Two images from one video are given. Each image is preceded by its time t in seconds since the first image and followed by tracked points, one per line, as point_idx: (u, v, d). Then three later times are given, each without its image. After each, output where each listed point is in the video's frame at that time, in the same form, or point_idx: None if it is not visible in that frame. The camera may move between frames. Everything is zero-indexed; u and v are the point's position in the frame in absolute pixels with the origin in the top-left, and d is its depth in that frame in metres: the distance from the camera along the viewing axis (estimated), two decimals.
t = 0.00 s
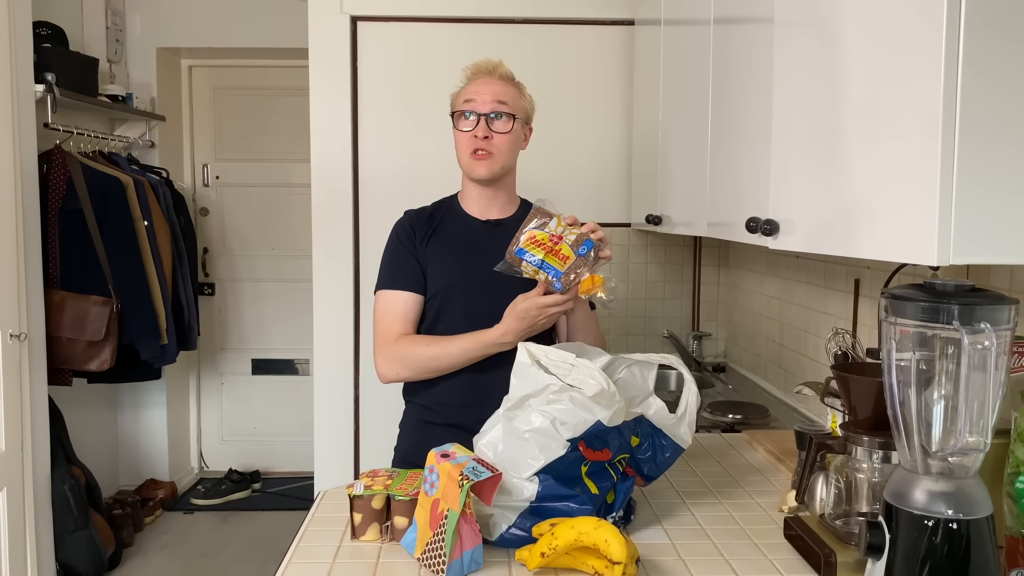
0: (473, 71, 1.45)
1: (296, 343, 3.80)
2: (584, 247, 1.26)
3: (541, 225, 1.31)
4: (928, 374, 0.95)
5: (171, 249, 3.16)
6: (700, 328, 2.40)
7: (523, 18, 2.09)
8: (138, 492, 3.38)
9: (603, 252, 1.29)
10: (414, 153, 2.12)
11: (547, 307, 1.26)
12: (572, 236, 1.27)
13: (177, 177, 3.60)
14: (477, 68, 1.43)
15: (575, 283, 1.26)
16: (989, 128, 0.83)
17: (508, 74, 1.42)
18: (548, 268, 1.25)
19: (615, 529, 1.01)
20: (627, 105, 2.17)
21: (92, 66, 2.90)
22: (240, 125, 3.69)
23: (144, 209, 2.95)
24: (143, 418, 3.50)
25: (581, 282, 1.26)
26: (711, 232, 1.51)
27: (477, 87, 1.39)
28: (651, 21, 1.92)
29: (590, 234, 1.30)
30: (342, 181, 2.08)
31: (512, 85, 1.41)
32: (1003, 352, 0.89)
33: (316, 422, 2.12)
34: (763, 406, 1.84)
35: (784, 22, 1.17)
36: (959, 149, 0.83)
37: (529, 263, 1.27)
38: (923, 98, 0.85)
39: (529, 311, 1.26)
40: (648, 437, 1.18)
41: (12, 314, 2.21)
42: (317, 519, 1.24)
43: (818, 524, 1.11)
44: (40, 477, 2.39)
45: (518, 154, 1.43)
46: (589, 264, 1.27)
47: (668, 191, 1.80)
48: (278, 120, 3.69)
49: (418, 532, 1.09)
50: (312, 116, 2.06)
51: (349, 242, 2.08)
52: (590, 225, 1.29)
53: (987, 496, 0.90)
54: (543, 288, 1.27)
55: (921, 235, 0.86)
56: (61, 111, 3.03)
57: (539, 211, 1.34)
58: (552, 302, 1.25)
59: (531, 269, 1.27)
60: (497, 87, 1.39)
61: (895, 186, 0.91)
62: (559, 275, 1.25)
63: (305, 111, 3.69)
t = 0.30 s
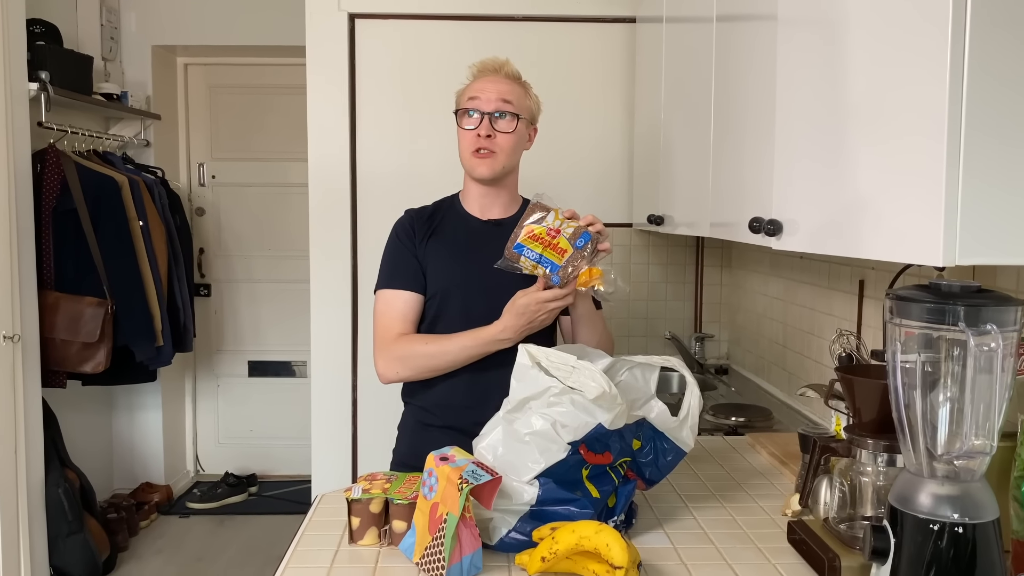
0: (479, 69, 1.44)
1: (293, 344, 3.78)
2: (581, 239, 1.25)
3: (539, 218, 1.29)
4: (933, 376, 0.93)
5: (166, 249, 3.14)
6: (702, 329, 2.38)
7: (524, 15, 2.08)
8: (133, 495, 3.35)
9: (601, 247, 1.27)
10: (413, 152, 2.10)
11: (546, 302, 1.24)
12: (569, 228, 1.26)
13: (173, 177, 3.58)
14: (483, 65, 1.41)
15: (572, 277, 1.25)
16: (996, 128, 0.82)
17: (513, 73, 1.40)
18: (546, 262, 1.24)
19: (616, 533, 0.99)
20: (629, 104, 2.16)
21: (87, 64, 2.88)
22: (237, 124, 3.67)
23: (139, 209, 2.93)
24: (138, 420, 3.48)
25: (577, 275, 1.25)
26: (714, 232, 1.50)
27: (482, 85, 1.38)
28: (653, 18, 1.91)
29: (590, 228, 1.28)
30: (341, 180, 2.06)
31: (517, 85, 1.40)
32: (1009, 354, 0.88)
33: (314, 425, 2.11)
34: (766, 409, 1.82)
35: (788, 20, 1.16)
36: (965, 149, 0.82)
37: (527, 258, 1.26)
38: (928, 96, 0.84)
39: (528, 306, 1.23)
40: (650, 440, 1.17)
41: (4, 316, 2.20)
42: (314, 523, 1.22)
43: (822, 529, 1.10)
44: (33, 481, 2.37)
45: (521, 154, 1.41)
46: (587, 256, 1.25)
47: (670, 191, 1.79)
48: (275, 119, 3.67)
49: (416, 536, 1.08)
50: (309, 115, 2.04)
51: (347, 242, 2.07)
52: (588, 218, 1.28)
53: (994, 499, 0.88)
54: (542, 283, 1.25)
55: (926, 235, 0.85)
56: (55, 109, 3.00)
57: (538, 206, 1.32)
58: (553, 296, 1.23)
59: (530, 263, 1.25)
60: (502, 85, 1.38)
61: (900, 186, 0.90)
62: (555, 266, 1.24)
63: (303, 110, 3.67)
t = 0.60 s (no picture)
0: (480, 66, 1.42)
1: (291, 346, 3.76)
2: (584, 247, 1.23)
3: (541, 222, 1.27)
4: (939, 378, 0.92)
5: (162, 249, 3.12)
6: (705, 331, 2.37)
7: (524, 13, 2.06)
8: (129, 498, 3.33)
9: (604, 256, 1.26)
10: (412, 151, 2.09)
11: (546, 309, 1.23)
12: (573, 235, 1.24)
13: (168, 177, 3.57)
14: (484, 62, 1.39)
15: (573, 287, 1.24)
16: (1001, 127, 0.80)
17: (516, 71, 1.39)
18: (547, 268, 1.23)
19: (617, 537, 0.98)
20: (630, 102, 2.14)
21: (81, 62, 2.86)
22: (234, 123, 3.65)
23: (134, 209, 2.91)
24: (133, 423, 3.47)
25: (578, 285, 1.24)
26: (716, 232, 1.49)
27: (485, 83, 1.36)
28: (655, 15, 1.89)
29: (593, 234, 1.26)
30: (339, 180, 2.05)
31: (520, 83, 1.38)
32: (1016, 357, 0.87)
33: (312, 428, 2.09)
34: (770, 411, 1.81)
35: (791, 18, 1.14)
36: (970, 149, 0.80)
37: (527, 263, 1.24)
38: (933, 95, 0.83)
39: (527, 312, 1.22)
40: (652, 444, 1.15)
41: None
42: (311, 527, 1.21)
43: (826, 533, 1.08)
44: (27, 484, 2.36)
45: (523, 154, 1.40)
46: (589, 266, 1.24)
47: (672, 191, 1.78)
48: (272, 117, 3.65)
49: (415, 540, 1.07)
50: (307, 114, 2.03)
51: (346, 242, 2.05)
52: (591, 224, 1.26)
53: (999, 504, 0.87)
54: (542, 289, 1.24)
55: (930, 237, 0.84)
56: (50, 108, 2.99)
57: (540, 208, 1.29)
58: (552, 304, 1.22)
59: (531, 269, 1.24)
60: (505, 83, 1.36)
61: (905, 186, 0.88)
62: (556, 275, 1.22)
63: (300, 108, 3.66)
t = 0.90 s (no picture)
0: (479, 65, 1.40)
1: (288, 348, 3.75)
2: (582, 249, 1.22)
3: (541, 224, 1.26)
4: (944, 380, 0.90)
5: (157, 250, 3.10)
6: (707, 333, 2.37)
7: (523, 11, 2.05)
8: (125, 502, 3.32)
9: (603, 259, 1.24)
10: (410, 151, 2.08)
11: (547, 310, 1.22)
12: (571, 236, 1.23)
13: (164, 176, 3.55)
14: (482, 61, 1.37)
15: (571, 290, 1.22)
16: (1006, 125, 0.79)
17: (516, 71, 1.37)
18: (548, 269, 1.21)
19: (619, 541, 0.97)
20: (632, 101, 2.13)
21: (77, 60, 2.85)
22: (231, 122, 3.64)
23: (130, 209, 2.90)
24: (128, 425, 3.45)
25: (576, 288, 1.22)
26: (719, 233, 1.47)
27: (486, 83, 1.34)
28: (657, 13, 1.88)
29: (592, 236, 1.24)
30: (336, 179, 2.03)
31: (520, 82, 1.37)
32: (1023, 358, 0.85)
33: (310, 431, 2.08)
34: (773, 414, 1.80)
35: (794, 15, 1.13)
36: (976, 148, 0.79)
37: (528, 264, 1.22)
38: (938, 94, 0.81)
39: (528, 314, 1.21)
40: (653, 447, 1.13)
41: None
42: (308, 531, 1.19)
43: (829, 536, 1.07)
44: (22, 488, 2.35)
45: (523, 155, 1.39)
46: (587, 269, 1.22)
47: (674, 191, 1.76)
48: (269, 116, 3.63)
49: (413, 544, 1.05)
50: (303, 113, 2.01)
51: (344, 242, 2.04)
52: (592, 225, 1.25)
53: (1006, 507, 0.86)
54: (542, 291, 1.22)
55: (935, 237, 0.82)
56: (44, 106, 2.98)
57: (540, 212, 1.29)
58: (553, 305, 1.21)
59: (531, 270, 1.22)
60: (506, 83, 1.34)
61: (909, 186, 0.87)
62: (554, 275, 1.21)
63: (297, 107, 3.64)
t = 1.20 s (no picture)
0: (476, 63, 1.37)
1: (284, 349, 3.74)
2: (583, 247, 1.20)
3: (539, 223, 1.24)
4: (949, 383, 0.89)
5: (152, 250, 3.09)
6: (710, 334, 2.35)
7: (523, 8, 2.04)
8: (119, 505, 3.31)
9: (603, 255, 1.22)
10: (409, 150, 2.06)
11: (548, 312, 1.21)
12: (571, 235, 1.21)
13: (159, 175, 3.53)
14: (479, 58, 1.35)
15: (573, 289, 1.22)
16: (1014, 124, 0.77)
17: (514, 69, 1.35)
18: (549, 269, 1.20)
19: (620, 545, 0.96)
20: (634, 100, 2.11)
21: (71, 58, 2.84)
22: (228, 120, 3.62)
23: (124, 209, 2.88)
24: (124, 428, 3.43)
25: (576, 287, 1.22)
26: (722, 233, 1.46)
27: (484, 82, 1.32)
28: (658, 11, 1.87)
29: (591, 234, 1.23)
30: (334, 178, 2.02)
31: (518, 80, 1.35)
32: None
33: (307, 433, 2.06)
34: (776, 416, 1.79)
35: (797, 14, 1.12)
36: (983, 146, 0.77)
37: (529, 265, 1.21)
38: (945, 91, 0.80)
39: (529, 315, 1.20)
40: (655, 450, 1.12)
41: None
42: (306, 535, 1.18)
43: (833, 541, 1.06)
44: (15, 492, 2.33)
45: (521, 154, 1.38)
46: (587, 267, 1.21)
47: (676, 190, 1.75)
48: (265, 115, 3.62)
49: (413, 548, 1.04)
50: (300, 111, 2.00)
51: (342, 242, 2.03)
52: (591, 223, 1.23)
53: (1011, 511, 0.85)
54: (543, 291, 1.22)
55: (941, 237, 0.81)
56: (38, 105, 2.97)
57: (539, 211, 1.27)
58: (554, 306, 1.20)
59: (531, 271, 1.21)
60: (504, 82, 1.33)
61: (915, 185, 0.86)
62: (554, 275, 1.20)
63: (293, 105, 3.62)
